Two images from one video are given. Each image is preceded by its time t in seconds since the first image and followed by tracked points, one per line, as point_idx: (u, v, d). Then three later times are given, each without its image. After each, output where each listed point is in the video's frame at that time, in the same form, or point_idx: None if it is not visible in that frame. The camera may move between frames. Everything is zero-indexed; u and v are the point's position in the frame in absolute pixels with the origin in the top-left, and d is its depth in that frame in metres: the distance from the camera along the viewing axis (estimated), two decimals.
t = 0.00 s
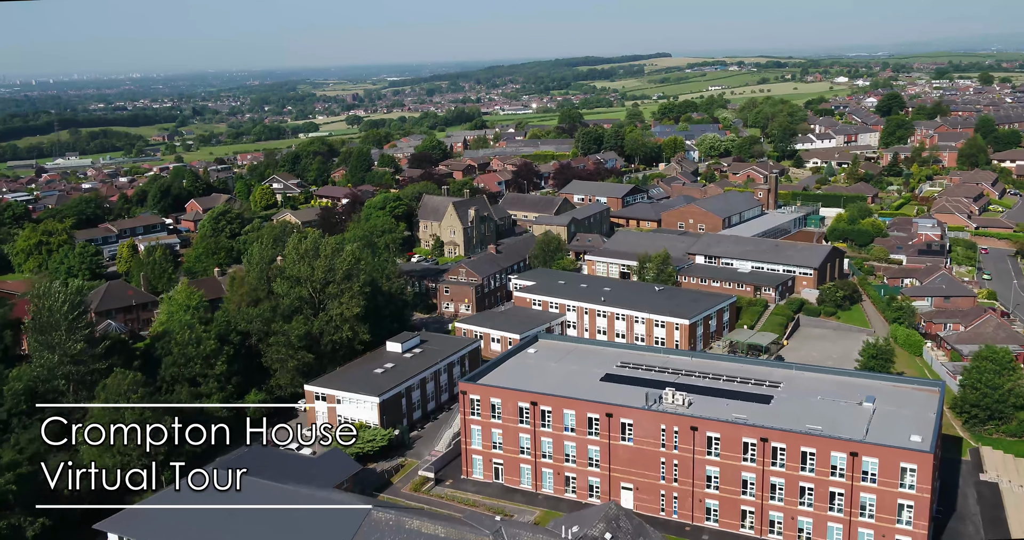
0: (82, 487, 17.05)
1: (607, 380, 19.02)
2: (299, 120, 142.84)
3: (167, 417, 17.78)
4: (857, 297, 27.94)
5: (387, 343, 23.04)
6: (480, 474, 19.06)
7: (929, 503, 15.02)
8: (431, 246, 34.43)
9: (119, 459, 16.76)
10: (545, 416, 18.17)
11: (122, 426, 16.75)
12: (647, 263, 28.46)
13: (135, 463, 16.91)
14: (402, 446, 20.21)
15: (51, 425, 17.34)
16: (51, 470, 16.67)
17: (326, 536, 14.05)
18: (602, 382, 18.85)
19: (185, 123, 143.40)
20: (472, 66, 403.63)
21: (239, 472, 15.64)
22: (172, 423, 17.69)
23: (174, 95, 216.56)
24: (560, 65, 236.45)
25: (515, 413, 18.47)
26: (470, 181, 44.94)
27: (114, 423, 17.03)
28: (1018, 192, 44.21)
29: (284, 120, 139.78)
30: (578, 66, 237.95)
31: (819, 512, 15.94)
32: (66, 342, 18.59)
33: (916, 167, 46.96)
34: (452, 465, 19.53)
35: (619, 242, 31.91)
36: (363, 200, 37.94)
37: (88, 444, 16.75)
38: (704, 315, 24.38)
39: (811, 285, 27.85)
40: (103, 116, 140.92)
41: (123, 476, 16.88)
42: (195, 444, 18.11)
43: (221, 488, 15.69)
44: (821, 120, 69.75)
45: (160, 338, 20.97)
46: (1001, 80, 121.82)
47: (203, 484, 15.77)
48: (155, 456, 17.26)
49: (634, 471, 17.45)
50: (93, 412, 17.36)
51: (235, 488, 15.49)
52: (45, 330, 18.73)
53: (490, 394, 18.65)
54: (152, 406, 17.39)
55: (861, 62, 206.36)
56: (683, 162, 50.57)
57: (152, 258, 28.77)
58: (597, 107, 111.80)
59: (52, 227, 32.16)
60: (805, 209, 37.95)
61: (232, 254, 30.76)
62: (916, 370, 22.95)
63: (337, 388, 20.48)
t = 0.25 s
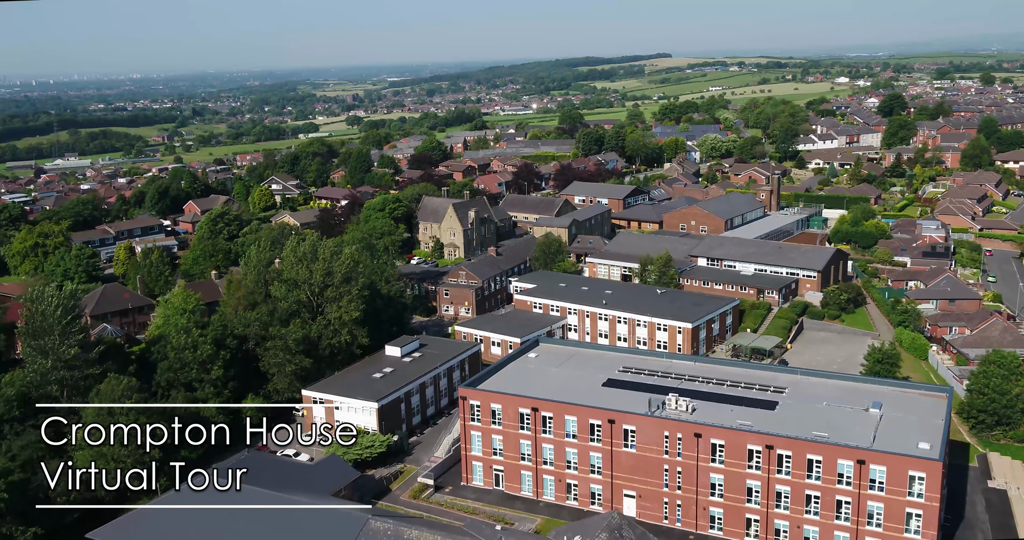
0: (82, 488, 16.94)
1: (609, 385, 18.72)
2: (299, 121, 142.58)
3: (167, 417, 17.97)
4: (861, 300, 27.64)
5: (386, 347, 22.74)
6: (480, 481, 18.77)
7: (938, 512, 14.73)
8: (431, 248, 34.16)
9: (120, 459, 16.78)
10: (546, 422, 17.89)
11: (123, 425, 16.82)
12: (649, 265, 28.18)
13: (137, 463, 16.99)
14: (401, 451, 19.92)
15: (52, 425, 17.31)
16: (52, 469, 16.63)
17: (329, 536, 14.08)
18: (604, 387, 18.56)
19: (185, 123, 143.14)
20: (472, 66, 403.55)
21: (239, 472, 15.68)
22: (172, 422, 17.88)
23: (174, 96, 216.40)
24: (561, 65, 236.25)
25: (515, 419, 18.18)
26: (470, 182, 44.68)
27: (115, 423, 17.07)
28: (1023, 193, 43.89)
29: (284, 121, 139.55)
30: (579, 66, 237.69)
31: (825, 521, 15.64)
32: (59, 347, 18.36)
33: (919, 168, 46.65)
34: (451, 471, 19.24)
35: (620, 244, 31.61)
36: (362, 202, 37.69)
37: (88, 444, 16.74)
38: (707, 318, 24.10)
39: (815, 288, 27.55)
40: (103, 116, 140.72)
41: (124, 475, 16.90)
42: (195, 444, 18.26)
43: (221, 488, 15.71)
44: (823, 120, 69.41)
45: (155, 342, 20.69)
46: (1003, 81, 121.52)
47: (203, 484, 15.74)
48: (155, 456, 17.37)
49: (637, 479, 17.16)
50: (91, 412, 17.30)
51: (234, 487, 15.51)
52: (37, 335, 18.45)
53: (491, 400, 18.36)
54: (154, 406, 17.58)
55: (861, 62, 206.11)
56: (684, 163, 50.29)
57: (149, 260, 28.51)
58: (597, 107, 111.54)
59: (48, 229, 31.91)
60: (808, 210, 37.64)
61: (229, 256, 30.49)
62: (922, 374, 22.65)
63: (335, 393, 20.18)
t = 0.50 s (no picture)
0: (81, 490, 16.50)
1: (611, 390, 18.43)
2: (299, 121, 142.27)
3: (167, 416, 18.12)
4: (866, 303, 27.33)
5: (385, 351, 22.44)
6: (481, 488, 18.47)
7: (947, 521, 14.44)
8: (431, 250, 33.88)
9: (121, 459, 16.58)
10: (547, 428, 17.59)
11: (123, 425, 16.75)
12: (651, 267, 27.89)
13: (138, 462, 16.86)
14: (400, 458, 19.64)
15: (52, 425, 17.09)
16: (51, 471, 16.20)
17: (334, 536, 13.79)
18: (606, 393, 18.27)
19: (185, 124, 142.84)
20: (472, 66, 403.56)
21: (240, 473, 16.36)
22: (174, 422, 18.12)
23: (174, 97, 216.28)
24: (561, 65, 235.99)
25: (516, 425, 17.88)
26: (470, 183, 44.41)
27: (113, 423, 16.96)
28: None
29: (284, 121, 139.30)
30: (579, 66, 237.56)
31: (832, 530, 15.34)
32: (51, 352, 18.23)
33: (922, 169, 46.35)
34: (451, 478, 18.94)
35: (622, 246, 31.31)
36: (361, 203, 37.37)
37: (87, 445, 16.53)
38: (710, 322, 23.80)
39: (819, 291, 27.25)
40: (103, 117, 140.48)
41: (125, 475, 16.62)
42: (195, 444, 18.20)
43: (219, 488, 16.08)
44: (824, 120, 69.11)
45: (151, 346, 20.37)
46: (1004, 81, 121.26)
47: (203, 484, 15.95)
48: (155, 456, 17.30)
49: (640, 486, 16.86)
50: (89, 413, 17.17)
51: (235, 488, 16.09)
52: (31, 339, 18.36)
53: (491, 406, 18.07)
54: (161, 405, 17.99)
55: (862, 62, 205.93)
56: (686, 164, 50.00)
57: (146, 263, 28.19)
58: (598, 108, 111.26)
59: (45, 232, 31.63)
60: (811, 212, 37.32)
61: (227, 258, 30.19)
62: (928, 378, 22.34)
63: (333, 398, 19.88)
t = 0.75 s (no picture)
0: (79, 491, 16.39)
1: (613, 396, 18.13)
2: (299, 122, 141.99)
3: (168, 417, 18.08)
4: (870, 306, 27.02)
5: (384, 356, 22.13)
6: (481, 495, 18.17)
7: (957, 531, 14.13)
8: (431, 252, 33.59)
9: (120, 460, 16.49)
10: (548, 435, 17.29)
11: (123, 425, 16.52)
12: (653, 270, 27.59)
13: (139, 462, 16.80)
14: (399, 464, 19.36)
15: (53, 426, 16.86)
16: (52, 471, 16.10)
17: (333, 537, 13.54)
18: (608, 399, 17.97)
19: (185, 124, 142.51)
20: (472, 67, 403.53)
21: (240, 473, 16.84)
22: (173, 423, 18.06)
23: (174, 97, 216.04)
24: (561, 66, 235.72)
25: (517, 432, 17.58)
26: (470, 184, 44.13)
27: (114, 423, 16.72)
28: None
29: (283, 122, 138.78)
30: (579, 66, 237.46)
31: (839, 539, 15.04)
32: (44, 358, 17.82)
33: (925, 170, 46.04)
34: (451, 485, 18.63)
35: (623, 248, 31.00)
36: (360, 205, 37.07)
37: (87, 445, 16.31)
38: (713, 326, 23.50)
39: (823, 293, 26.94)
40: (103, 118, 140.18)
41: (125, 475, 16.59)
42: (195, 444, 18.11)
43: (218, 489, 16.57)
44: (826, 121, 68.81)
45: (146, 351, 20.05)
46: (1005, 81, 121.05)
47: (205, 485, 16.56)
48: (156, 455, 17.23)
49: (643, 494, 16.56)
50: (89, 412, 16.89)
51: (235, 487, 16.56)
52: (23, 344, 17.92)
53: (492, 412, 17.77)
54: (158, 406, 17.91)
55: (862, 62, 205.79)
56: (687, 165, 49.69)
57: (142, 265, 27.89)
58: (598, 108, 110.99)
59: (41, 234, 31.35)
60: (814, 214, 37.02)
61: (224, 261, 29.91)
62: (934, 383, 22.03)
63: (330, 404, 19.58)
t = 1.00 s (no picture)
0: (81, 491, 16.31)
1: (616, 402, 17.83)
2: (299, 122, 141.77)
3: (167, 417, 17.86)
4: (875, 309, 26.71)
5: (383, 360, 21.83)
6: (481, 503, 17.87)
7: None
8: (430, 254, 33.30)
9: (121, 460, 16.40)
10: (550, 442, 16.99)
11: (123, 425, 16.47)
12: (655, 272, 27.29)
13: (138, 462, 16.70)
14: (398, 471, 19.06)
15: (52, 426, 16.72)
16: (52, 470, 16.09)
17: None
18: (610, 405, 17.67)
19: (185, 125, 142.17)
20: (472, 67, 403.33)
21: (240, 473, 17.06)
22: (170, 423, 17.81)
23: (174, 97, 215.77)
24: (562, 66, 235.47)
25: (518, 438, 17.28)
26: (471, 186, 43.83)
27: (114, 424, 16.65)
28: None
29: (284, 123, 138.39)
30: (580, 66, 237.14)
31: None
32: (36, 364, 17.47)
33: (928, 171, 45.74)
34: (450, 493, 18.32)
35: (625, 251, 30.69)
36: (360, 206, 36.79)
37: (87, 445, 16.20)
38: (716, 329, 23.20)
39: (827, 296, 26.62)
40: (102, 118, 139.85)
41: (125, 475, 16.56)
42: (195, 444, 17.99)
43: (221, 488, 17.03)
44: (828, 121, 68.47)
45: (141, 356, 19.73)
46: (1007, 81, 120.73)
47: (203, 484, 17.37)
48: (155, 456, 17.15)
49: (646, 503, 16.26)
50: (87, 412, 16.68)
51: (235, 487, 16.76)
52: (14, 350, 17.54)
53: (492, 418, 17.46)
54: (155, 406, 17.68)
55: (863, 62, 205.47)
56: (688, 166, 49.38)
57: (139, 267, 27.62)
58: (599, 108, 110.70)
59: (36, 236, 31.05)
60: (817, 215, 36.72)
61: (222, 263, 29.62)
62: (941, 388, 21.72)
63: (328, 409, 19.28)
